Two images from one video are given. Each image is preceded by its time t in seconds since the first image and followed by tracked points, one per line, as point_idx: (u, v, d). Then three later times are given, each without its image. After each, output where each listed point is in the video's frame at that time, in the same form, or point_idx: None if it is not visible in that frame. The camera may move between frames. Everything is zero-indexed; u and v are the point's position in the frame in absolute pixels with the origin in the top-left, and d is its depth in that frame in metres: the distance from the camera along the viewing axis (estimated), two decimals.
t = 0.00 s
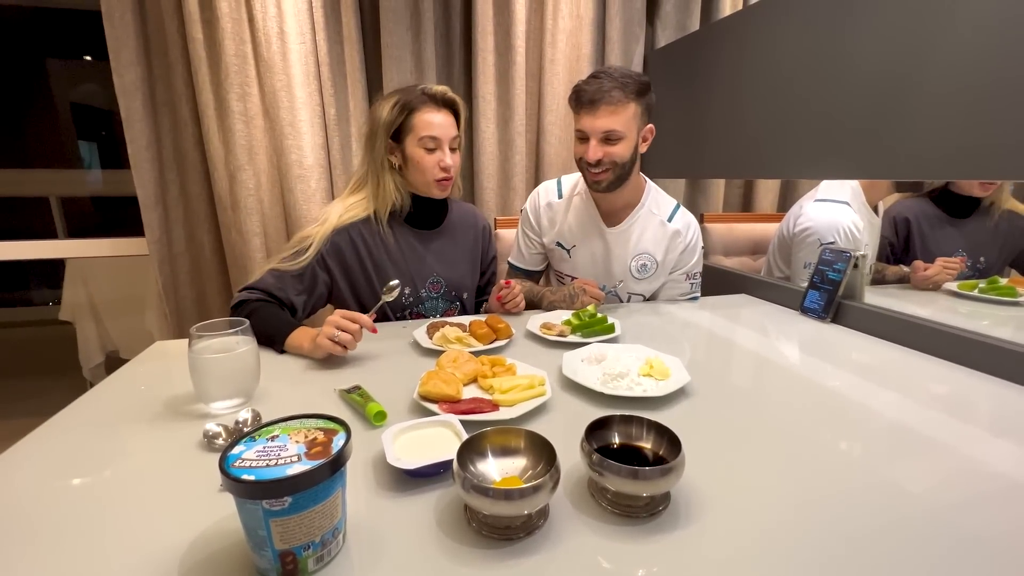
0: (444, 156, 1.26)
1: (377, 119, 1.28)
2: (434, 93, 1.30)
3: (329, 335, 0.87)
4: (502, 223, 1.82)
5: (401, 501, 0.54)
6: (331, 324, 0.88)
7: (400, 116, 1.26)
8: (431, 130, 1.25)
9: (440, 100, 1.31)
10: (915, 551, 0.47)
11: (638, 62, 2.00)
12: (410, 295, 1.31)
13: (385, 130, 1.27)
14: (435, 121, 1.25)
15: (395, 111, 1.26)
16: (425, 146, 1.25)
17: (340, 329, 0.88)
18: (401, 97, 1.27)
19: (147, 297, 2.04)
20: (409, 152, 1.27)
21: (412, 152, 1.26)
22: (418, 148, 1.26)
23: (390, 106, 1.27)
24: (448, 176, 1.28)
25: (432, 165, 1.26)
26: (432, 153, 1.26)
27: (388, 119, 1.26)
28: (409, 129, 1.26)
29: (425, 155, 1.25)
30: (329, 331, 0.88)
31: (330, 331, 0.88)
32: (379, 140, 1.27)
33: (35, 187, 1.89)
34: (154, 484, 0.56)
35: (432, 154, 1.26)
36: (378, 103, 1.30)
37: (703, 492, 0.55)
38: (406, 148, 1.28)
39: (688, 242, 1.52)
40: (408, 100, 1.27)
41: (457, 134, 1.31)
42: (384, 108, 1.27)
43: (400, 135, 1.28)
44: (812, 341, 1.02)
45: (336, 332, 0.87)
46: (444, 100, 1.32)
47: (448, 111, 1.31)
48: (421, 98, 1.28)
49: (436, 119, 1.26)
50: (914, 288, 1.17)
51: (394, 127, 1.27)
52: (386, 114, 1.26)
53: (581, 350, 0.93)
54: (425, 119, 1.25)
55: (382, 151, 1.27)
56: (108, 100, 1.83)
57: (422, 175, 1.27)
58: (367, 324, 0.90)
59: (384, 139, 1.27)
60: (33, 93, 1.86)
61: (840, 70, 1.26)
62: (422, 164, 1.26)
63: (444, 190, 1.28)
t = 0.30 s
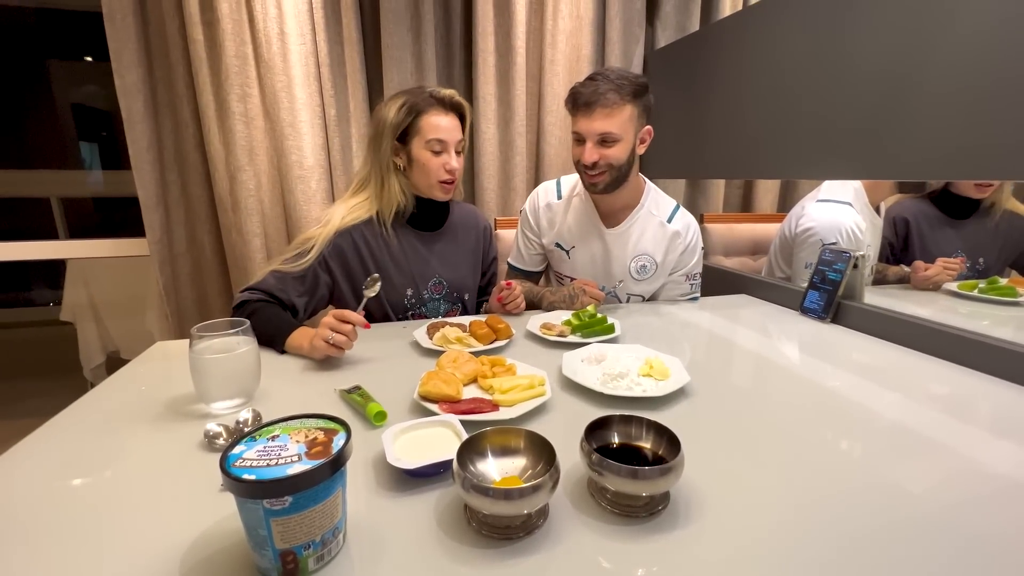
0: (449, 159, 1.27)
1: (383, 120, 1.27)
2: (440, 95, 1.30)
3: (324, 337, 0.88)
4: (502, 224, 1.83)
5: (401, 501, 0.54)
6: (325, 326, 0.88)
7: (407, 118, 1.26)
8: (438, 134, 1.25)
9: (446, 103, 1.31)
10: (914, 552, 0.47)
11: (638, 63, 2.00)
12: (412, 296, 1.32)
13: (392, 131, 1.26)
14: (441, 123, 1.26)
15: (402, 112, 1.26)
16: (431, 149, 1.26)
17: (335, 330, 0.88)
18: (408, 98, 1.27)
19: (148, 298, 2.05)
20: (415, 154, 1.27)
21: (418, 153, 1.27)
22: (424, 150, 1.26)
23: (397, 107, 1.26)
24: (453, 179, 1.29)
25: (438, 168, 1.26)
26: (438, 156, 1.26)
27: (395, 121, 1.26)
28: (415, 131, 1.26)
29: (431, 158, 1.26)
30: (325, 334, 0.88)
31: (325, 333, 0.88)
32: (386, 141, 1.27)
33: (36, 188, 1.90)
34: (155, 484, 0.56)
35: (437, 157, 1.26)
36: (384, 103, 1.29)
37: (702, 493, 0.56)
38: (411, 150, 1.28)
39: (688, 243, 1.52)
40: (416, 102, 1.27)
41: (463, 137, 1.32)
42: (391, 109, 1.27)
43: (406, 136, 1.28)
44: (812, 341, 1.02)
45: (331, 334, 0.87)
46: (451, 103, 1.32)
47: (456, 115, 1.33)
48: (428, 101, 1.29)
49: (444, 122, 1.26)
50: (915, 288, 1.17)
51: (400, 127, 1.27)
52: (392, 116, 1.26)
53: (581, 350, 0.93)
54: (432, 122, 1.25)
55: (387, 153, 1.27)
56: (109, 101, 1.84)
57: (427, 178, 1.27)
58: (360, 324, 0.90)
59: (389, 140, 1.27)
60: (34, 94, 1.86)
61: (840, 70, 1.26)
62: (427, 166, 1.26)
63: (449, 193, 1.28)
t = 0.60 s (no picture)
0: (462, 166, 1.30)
1: (399, 126, 1.23)
2: (453, 104, 1.33)
3: (322, 341, 0.87)
4: (503, 224, 1.83)
5: (402, 501, 0.54)
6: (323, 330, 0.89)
7: (426, 126, 1.24)
8: (456, 141, 1.28)
9: (456, 110, 1.34)
10: (914, 553, 0.47)
11: (638, 63, 2.00)
12: (422, 296, 1.32)
13: (412, 138, 1.23)
14: (459, 132, 1.29)
15: (423, 119, 1.24)
16: (448, 156, 1.27)
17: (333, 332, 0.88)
18: (426, 105, 1.25)
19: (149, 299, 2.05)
20: (430, 161, 1.27)
21: (436, 161, 1.27)
22: (443, 158, 1.27)
23: (415, 114, 1.24)
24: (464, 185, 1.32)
25: (453, 174, 1.28)
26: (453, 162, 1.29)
27: (415, 128, 1.23)
28: (432, 138, 1.26)
29: (447, 164, 1.27)
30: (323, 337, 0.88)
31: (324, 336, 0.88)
32: (406, 149, 1.23)
33: (37, 188, 1.90)
34: (156, 484, 0.56)
35: (453, 163, 1.28)
36: (398, 107, 1.25)
37: (702, 493, 0.56)
38: (426, 157, 1.27)
39: (688, 243, 1.52)
40: (433, 110, 1.26)
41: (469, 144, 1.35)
42: (409, 115, 1.23)
43: (424, 143, 1.26)
44: (813, 342, 1.02)
45: (328, 339, 0.87)
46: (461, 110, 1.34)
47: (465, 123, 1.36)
48: (444, 108, 1.29)
49: (460, 130, 1.29)
50: (915, 288, 1.17)
51: (419, 135, 1.25)
52: (412, 122, 1.23)
53: (581, 350, 0.93)
54: (449, 130, 1.27)
55: (402, 160, 1.24)
56: (110, 101, 1.84)
57: (441, 184, 1.28)
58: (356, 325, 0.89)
59: (405, 148, 1.23)
60: (36, 95, 1.87)
61: (841, 71, 1.26)
62: (444, 174, 1.27)
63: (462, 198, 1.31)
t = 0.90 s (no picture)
0: (463, 167, 1.31)
1: (401, 130, 1.23)
2: (451, 105, 1.32)
3: (324, 340, 0.87)
4: (502, 224, 1.83)
5: (402, 502, 0.54)
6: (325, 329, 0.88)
7: (428, 129, 1.24)
8: (455, 141, 1.28)
9: (454, 112, 1.34)
10: (914, 553, 0.47)
11: (638, 63, 2.00)
12: (419, 296, 1.32)
13: (415, 142, 1.23)
14: (458, 133, 1.29)
15: (424, 122, 1.24)
16: (449, 157, 1.28)
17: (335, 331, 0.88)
18: (426, 108, 1.25)
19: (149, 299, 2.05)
20: (431, 163, 1.27)
21: (437, 163, 1.27)
22: (444, 160, 1.27)
23: (416, 117, 1.24)
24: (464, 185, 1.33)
25: (453, 175, 1.29)
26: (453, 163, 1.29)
27: (417, 132, 1.23)
28: (433, 141, 1.26)
29: (449, 166, 1.28)
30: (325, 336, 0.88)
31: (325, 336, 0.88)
32: (407, 152, 1.23)
33: (36, 188, 1.90)
34: (156, 484, 0.56)
35: (454, 164, 1.29)
36: (398, 111, 1.24)
37: (702, 494, 0.56)
38: (426, 160, 1.27)
39: (688, 244, 1.52)
40: (434, 113, 1.26)
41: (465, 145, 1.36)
42: (410, 119, 1.23)
43: (424, 146, 1.26)
44: (813, 342, 1.02)
45: (330, 338, 0.87)
46: (459, 111, 1.34)
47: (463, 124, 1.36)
48: (442, 110, 1.29)
49: (459, 131, 1.30)
50: (915, 289, 1.17)
51: (421, 139, 1.24)
52: (413, 126, 1.23)
53: (581, 351, 0.93)
54: (449, 132, 1.28)
55: (405, 164, 1.24)
56: (110, 101, 1.84)
57: (443, 186, 1.29)
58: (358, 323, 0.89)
59: (407, 152, 1.23)
60: (36, 95, 1.87)
61: (840, 72, 1.27)
62: (444, 174, 1.27)
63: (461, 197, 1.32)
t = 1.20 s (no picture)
0: (458, 167, 1.30)
1: (398, 127, 1.23)
2: (449, 104, 1.32)
3: (331, 344, 0.86)
4: (502, 224, 1.82)
5: (401, 502, 0.54)
6: (331, 331, 0.87)
7: (425, 127, 1.24)
8: (451, 141, 1.27)
9: (452, 111, 1.34)
10: (913, 553, 0.47)
11: (638, 63, 2.00)
12: (415, 294, 1.32)
13: (412, 140, 1.23)
14: (455, 132, 1.29)
15: (422, 120, 1.24)
16: (444, 157, 1.27)
17: (342, 335, 0.87)
18: (424, 106, 1.25)
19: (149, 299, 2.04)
20: (427, 162, 1.27)
21: (432, 162, 1.27)
22: (439, 159, 1.27)
23: (414, 114, 1.23)
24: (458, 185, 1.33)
25: (448, 174, 1.29)
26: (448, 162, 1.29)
27: (414, 129, 1.23)
28: (429, 139, 1.26)
29: (444, 165, 1.27)
30: (331, 339, 0.87)
31: (331, 338, 0.87)
32: (404, 150, 1.23)
33: (36, 188, 1.90)
34: (156, 483, 0.56)
35: (449, 164, 1.28)
36: (396, 107, 1.24)
37: (702, 494, 0.55)
38: (423, 158, 1.27)
39: (688, 243, 1.52)
40: (431, 111, 1.26)
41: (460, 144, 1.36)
42: (407, 116, 1.23)
43: (420, 144, 1.25)
44: (813, 343, 1.02)
45: (338, 341, 0.86)
46: (457, 111, 1.35)
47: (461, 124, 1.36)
48: (440, 109, 1.29)
49: (456, 131, 1.29)
50: (915, 290, 1.16)
51: (418, 136, 1.24)
52: (410, 123, 1.23)
53: (580, 351, 0.93)
54: (446, 131, 1.27)
55: (400, 161, 1.24)
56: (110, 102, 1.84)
57: (437, 185, 1.29)
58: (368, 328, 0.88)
59: (402, 148, 1.23)
60: (36, 95, 1.87)
61: (840, 73, 1.27)
62: (439, 173, 1.27)
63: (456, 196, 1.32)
